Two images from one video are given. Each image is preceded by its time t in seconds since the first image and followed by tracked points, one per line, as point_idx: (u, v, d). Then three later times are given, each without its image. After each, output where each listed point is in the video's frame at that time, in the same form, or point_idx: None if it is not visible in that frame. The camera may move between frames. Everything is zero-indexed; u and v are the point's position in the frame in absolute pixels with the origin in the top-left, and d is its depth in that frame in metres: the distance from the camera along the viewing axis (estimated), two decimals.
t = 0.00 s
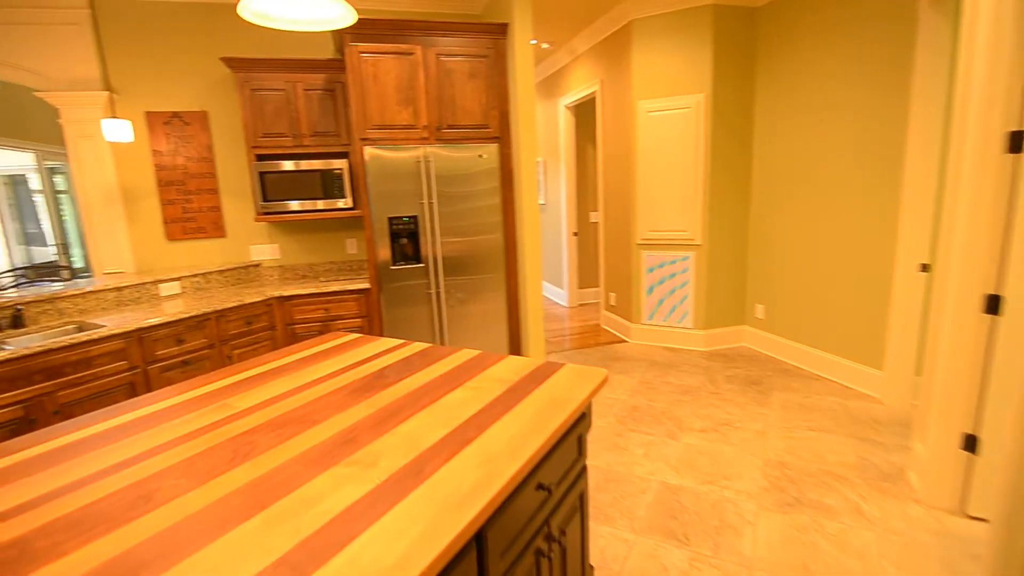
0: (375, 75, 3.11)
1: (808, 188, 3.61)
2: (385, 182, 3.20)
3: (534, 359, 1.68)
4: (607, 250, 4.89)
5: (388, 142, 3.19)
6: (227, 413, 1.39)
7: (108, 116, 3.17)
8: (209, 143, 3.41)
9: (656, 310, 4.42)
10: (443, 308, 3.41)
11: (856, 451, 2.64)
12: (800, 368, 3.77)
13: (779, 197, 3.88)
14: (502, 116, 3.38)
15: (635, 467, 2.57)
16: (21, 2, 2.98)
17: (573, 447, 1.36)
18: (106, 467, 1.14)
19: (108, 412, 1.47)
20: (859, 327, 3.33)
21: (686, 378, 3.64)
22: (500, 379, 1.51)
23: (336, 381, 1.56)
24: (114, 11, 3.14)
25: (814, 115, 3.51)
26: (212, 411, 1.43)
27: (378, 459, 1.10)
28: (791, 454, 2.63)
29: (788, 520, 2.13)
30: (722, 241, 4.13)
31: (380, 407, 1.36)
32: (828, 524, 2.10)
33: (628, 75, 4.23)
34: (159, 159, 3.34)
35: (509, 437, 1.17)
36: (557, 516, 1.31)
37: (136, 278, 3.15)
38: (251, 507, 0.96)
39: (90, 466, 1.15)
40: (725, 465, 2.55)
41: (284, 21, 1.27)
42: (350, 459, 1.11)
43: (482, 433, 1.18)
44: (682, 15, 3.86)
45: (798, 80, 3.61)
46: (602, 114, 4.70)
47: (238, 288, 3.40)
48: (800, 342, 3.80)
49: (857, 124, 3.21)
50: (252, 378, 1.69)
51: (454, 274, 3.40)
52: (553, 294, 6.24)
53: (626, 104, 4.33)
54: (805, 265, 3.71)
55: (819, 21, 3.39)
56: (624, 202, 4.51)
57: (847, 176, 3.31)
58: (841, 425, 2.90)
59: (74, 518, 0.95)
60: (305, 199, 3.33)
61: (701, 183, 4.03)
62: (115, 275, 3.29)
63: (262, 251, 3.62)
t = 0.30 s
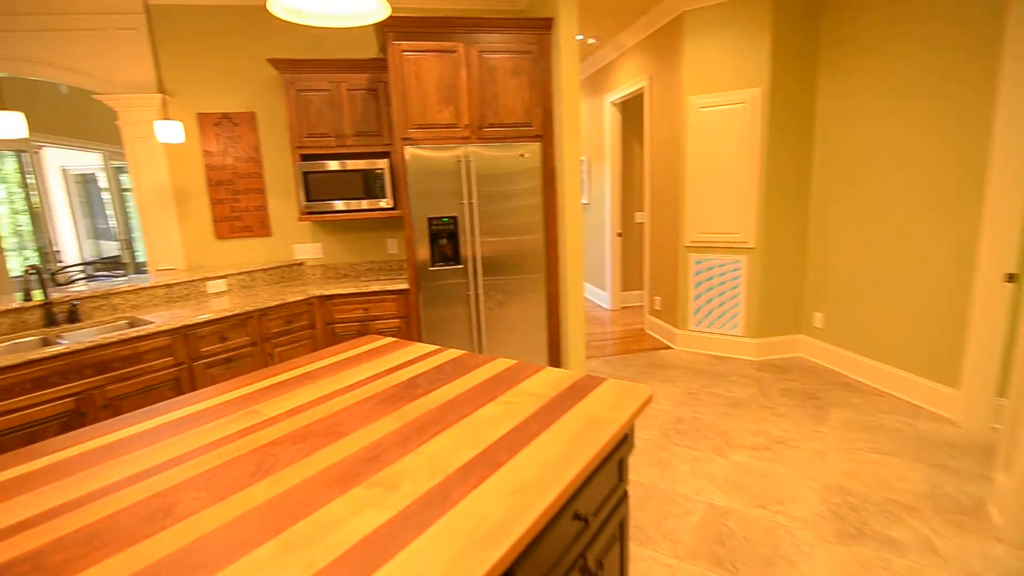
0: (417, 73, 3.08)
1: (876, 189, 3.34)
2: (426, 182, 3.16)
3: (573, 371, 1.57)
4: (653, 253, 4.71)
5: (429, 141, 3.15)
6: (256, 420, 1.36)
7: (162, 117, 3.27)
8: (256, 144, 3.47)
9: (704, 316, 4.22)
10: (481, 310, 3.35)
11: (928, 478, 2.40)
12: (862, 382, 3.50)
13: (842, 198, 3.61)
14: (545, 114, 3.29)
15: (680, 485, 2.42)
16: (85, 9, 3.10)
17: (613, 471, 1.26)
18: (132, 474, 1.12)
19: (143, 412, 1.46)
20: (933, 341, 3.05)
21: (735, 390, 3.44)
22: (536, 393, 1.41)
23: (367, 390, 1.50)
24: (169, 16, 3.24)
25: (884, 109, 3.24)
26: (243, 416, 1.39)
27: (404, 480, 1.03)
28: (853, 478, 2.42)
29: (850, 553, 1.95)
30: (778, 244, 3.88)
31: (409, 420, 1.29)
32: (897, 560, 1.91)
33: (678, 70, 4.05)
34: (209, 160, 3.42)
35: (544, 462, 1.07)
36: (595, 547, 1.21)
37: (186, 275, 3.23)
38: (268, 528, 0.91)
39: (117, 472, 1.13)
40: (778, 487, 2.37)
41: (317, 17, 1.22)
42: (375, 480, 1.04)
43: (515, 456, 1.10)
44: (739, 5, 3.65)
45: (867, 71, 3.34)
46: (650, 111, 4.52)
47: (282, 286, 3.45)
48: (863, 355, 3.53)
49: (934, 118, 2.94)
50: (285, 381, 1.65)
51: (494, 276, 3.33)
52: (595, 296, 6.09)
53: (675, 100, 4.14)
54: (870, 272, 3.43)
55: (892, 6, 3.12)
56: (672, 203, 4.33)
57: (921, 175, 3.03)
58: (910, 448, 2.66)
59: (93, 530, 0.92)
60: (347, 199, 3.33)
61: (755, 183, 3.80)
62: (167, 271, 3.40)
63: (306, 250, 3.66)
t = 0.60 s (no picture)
0: (457, 69, 3.01)
1: (952, 187, 3.05)
2: (464, 181, 3.10)
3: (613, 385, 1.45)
4: (700, 254, 4.50)
5: (468, 139, 3.09)
6: (279, 427, 1.31)
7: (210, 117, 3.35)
8: (299, 142, 3.50)
9: (754, 323, 3.98)
10: (518, 312, 3.26)
11: (1011, 512, 2.14)
12: (931, 399, 3.21)
13: (912, 198, 3.32)
14: (589, 109, 3.16)
15: (725, 506, 2.26)
16: (140, 12, 3.21)
17: (655, 500, 1.14)
18: (149, 482, 1.08)
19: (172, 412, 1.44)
20: (1016, 357, 2.75)
21: (788, 403, 3.22)
22: (571, 408, 1.31)
23: (395, 398, 1.44)
24: (218, 17, 3.30)
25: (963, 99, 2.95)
26: (267, 421, 1.35)
27: (424, 503, 0.96)
28: (922, 508, 2.20)
29: None
30: (838, 247, 3.62)
31: (434, 435, 1.21)
32: None
33: (731, 62, 3.83)
34: (254, 158, 3.48)
35: (578, 490, 0.97)
36: None
37: (231, 272, 3.29)
38: (277, 551, 0.85)
39: (136, 479, 1.10)
40: (835, 513, 2.18)
41: (346, 7, 1.23)
42: (394, 501, 0.97)
43: (546, 482, 1.00)
44: None
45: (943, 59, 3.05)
46: (700, 106, 4.32)
47: (322, 284, 3.47)
48: (933, 369, 3.24)
49: None
50: (314, 385, 1.60)
51: (531, 277, 3.24)
52: (638, 299, 5.89)
53: (728, 94, 3.93)
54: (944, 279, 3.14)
55: None
56: (722, 202, 4.11)
57: (1007, 172, 2.73)
58: (989, 476, 2.39)
59: (100, 544, 0.89)
60: (386, 198, 3.31)
61: (814, 182, 3.55)
62: (213, 268, 3.49)
63: (346, 249, 3.67)
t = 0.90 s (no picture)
0: (493, 68, 2.93)
1: None
2: (498, 182, 3.03)
3: (650, 408, 1.34)
4: (746, 258, 4.28)
5: (503, 139, 3.00)
6: (295, 443, 1.26)
7: (249, 118, 3.38)
8: (336, 143, 3.50)
9: (804, 333, 3.75)
10: (552, 317, 3.16)
11: None
12: (1003, 422, 2.93)
13: (986, 201, 3.03)
14: (630, 107, 3.02)
15: (770, 534, 2.10)
16: (184, 16, 3.28)
17: (693, 545, 1.03)
18: (160, 501, 1.04)
19: (194, 423, 1.41)
20: None
21: (840, 421, 3.00)
22: (603, 435, 1.20)
23: (416, 416, 1.36)
24: (259, 20, 3.33)
25: None
26: (286, 437, 1.30)
27: (435, 544, 0.87)
28: (993, 546, 1.98)
29: None
30: (899, 253, 3.35)
31: (455, 461, 1.13)
32: None
33: (784, 55, 3.61)
34: (293, 159, 3.51)
35: (605, 537, 0.87)
36: None
37: (268, 272, 3.32)
38: None
39: (147, 498, 1.06)
40: (893, 548, 1.99)
41: (368, 5, 1.17)
42: (403, 538, 0.89)
43: (571, 526, 0.90)
44: None
45: None
46: (749, 103, 4.10)
47: (356, 285, 3.46)
48: (1005, 390, 2.95)
49: None
50: (337, 397, 1.55)
51: (566, 282, 3.13)
52: (679, 303, 5.68)
53: (780, 89, 3.70)
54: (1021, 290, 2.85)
55: None
56: (771, 204, 3.88)
57: None
58: None
59: (100, 573, 0.84)
60: (420, 199, 3.27)
61: (873, 183, 3.30)
62: (252, 267, 3.54)
63: (380, 249, 3.66)
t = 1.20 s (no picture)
0: (529, 65, 2.83)
1: None
2: (533, 183, 2.93)
3: (688, 436, 1.20)
4: (797, 264, 4.02)
5: (538, 139, 2.90)
6: (308, 461, 1.19)
7: (287, 119, 3.41)
8: (371, 143, 3.48)
9: (860, 345, 3.48)
10: (587, 324, 3.04)
11: None
12: None
13: None
14: (673, 104, 2.85)
15: (819, 569, 1.93)
16: (227, 19, 3.33)
17: None
18: (163, 522, 1.00)
19: (210, 433, 1.38)
20: None
21: (901, 444, 2.75)
22: (633, 467, 1.09)
23: (435, 434, 1.28)
24: (296, 20, 3.34)
25: None
26: (297, 453, 1.24)
27: None
28: None
29: None
30: (971, 261, 3.05)
31: (469, 491, 1.04)
32: None
33: (843, 46, 3.35)
34: (329, 160, 3.51)
35: None
36: None
37: (303, 272, 3.34)
38: None
39: (150, 518, 1.02)
40: None
41: None
42: None
43: None
44: None
45: None
46: (804, 98, 3.84)
47: (389, 286, 3.43)
48: None
49: None
50: (356, 409, 1.48)
51: (602, 287, 3.01)
52: (723, 308, 5.43)
53: (838, 83, 3.44)
54: None
55: None
56: (826, 206, 3.63)
57: None
58: None
59: None
60: (454, 200, 3.20)
61: (943, 184, 3.02)
62: (288, 267, 3.57)
63: (414, 250, 3.62)
